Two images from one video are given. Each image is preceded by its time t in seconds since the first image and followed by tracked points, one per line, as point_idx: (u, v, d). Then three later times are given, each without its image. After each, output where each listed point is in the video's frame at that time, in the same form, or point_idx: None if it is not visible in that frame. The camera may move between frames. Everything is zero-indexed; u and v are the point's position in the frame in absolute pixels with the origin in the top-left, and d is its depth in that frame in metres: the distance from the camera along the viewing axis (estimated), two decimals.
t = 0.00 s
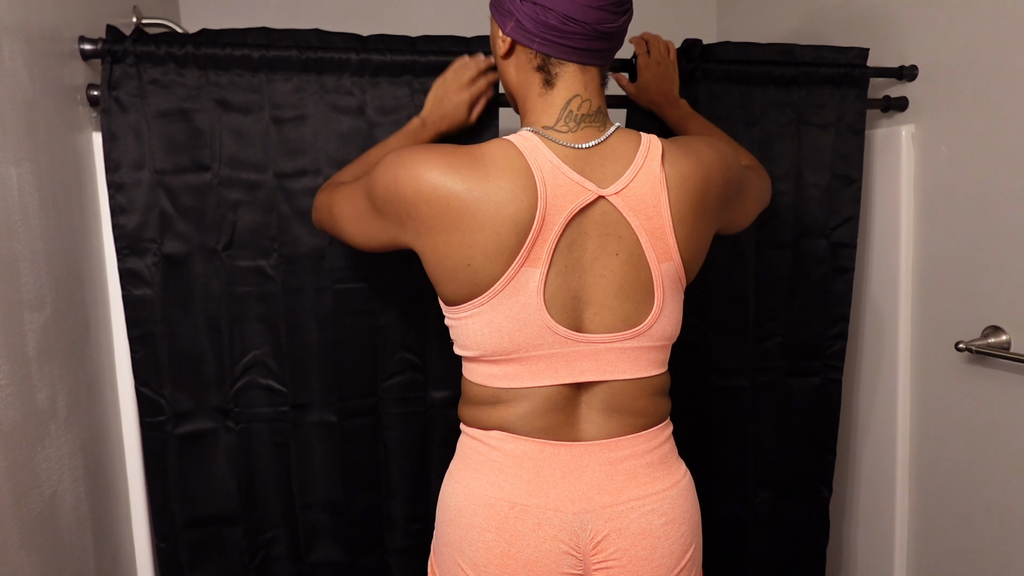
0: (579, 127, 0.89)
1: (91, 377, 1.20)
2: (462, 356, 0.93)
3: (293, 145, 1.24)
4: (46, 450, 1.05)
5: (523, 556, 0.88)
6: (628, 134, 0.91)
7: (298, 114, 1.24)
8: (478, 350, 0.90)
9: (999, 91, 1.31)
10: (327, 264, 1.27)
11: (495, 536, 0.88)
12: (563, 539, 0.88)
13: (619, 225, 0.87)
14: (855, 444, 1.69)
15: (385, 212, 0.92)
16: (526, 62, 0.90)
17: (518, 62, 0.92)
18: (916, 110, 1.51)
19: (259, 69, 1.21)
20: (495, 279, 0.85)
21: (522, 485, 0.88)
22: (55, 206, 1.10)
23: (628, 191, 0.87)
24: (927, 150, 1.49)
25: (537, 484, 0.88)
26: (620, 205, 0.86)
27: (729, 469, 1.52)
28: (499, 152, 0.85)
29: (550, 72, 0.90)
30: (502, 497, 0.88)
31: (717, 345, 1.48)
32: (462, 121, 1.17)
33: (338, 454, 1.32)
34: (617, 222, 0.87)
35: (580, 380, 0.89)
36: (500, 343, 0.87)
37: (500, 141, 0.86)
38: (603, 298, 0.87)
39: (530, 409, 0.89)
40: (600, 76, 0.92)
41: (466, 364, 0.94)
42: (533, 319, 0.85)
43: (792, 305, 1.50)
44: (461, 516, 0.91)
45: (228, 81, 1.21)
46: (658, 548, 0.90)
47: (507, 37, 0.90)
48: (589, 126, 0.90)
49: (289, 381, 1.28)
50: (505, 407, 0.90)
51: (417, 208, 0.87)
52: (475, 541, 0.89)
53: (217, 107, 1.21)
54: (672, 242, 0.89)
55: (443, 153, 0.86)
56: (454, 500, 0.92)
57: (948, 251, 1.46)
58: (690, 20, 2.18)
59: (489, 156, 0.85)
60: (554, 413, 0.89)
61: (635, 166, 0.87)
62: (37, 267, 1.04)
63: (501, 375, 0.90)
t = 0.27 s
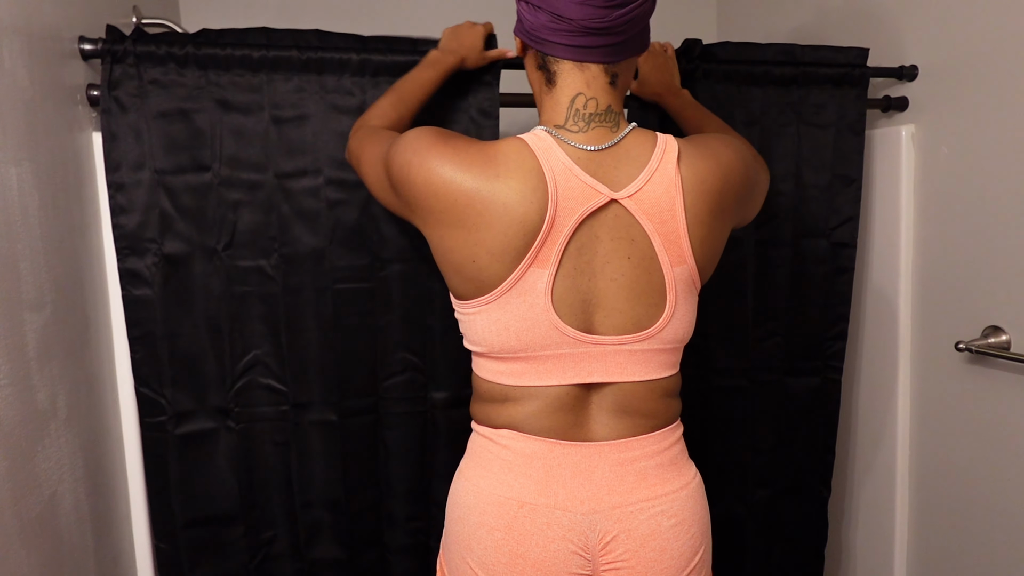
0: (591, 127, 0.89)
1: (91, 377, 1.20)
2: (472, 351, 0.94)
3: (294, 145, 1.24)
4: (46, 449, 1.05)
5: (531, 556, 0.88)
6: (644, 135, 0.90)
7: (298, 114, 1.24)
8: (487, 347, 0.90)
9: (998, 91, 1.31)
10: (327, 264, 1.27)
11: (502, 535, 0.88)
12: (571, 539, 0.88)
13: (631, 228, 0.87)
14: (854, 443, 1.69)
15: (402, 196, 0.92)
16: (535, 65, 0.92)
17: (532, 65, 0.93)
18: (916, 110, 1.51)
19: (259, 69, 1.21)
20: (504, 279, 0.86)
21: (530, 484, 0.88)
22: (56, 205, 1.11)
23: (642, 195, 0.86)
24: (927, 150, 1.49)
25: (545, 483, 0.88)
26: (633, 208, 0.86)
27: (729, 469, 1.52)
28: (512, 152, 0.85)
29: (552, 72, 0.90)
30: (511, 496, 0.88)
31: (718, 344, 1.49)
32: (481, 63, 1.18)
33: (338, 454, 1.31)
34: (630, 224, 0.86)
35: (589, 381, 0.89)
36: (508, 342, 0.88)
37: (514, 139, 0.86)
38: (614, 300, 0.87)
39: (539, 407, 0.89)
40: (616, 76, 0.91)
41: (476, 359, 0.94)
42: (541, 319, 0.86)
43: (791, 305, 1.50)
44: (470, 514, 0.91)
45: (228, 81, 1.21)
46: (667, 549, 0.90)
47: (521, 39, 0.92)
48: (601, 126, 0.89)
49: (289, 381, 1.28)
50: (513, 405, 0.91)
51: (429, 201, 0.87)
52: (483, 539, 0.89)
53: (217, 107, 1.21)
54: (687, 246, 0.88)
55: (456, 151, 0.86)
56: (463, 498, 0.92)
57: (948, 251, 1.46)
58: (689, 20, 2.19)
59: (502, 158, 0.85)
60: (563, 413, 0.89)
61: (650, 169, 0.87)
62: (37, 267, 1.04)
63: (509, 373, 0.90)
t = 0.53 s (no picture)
0: (606, 121, 0.89)
1: (91, 377, 1.20)
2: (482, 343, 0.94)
3: (309, 146, 1.25)
4: (46, 449, 1.05)
5: (533, 558, 0.88)
6: (662, 134, 0.90)
7: (313, 114, 1.24)
8: (494, 338, 0.90)
9: (999, 92, 1.31)
10: (341, 263, 1.28)
11: (505, 536, 0.88)
12: (574, 541, 0.87)
13: (643, 225, 0.86)
14: (857, 443, 1.69)
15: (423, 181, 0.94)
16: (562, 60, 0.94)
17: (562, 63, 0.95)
18: (915, 110, 1.51)
19: (276, 70, 1.22)
20: (513, 268, 0.86)
21: (534, 484, 0.88)
22: (57, 207, 1.11)
23: (657, 192, 0.86)
24: (928, 150, 1.49)
25: (549, 484, 0.88)
26: (648, 205, 0.86)
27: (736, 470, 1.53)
28: (528, 142, 0.86)
29: (572, 62, 0.91)
30: (514, 496, 0.88)
31: (723, 345, 1.49)
32: (522, 55, 1.18)
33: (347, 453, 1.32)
34: (643, 222, 0.86)
35: (594, 378, 0.88)
36: (515, 333, 0.88)
37: (533, 130, 0.87)
38: (625, 298, 0.86)
39: (546, 404, 0.89)
40: (643, 77, 0.91)
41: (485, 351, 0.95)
42: (549, 312, 0.85)
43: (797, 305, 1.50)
44: (472, 513, 0.91)
45: (246, 82, 1.21)
46: (672, 555, 0.89)
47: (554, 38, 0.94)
48: (616, 120, 0.89)
49: (298, 381, 1.29)
50: (520, 401, 0.91)
51: (446, 185, 0.88)
52: (485, 540, 0.89)
53: (233, 109, 1.21)
54: (700, 246, 0.88)
55: (475, 137, 0.87)
56: (467, 498, 0.92)
57: (949, 252, 1.46)
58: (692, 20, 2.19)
59: (518, 147, 0.85)
60: (568, 410, 0.89)
61: (667, 167, 0.87)
62: (37, 267, 1.04)
63: (515, 364, 0.90)
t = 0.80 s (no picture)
0: (649, 120, 0.89)
1: (90, 378, 1.20)
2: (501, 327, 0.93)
3: (310, 146, 1.25)
4: (45, 450, 1.05)
5: (532, 551, 0.86)
6: (704, 139, 0.90)
7: (315, 115, 1.24)
8: (515, 319, 0.89)
9: (998, 91, 1.31)
10: (342, 264, 1.28)
11: (506, 527, 0.86)
12: (577, 537, 0.86)
13: (675, 220, 0.86)
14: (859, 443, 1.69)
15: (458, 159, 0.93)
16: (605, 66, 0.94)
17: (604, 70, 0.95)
18: (916, 110, 1.51)
19: (277, 70, 1.22)
20: (544, 248, 0.85)
21: (540, 477, 0.86)
22: (55, 207, 1.10)
23: (694, 189, 0.86)
24: (928, 150, 1.49)
25: (555, 477, 0.86)
26: (683, 199, 0.86)
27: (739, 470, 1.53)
28: (575, 130, 0.86)
29: (616, 67, 0.91)
30: (519, 486, 0.86)
31: (725, 346, 1.49)
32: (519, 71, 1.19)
33: (353, 454, 1.32)
34: (677, 215, 0.86)
35: (609, 368, 0.87)
36: (537, 314, 0.87)
37: (580, 122, 0.87)
38: (649, 289, 0.86)
39: (559, 392, 0.88)
40: (686, 81, 0.91)
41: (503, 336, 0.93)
42: (574, 296, 0.84)
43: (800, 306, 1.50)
44: (472, 504, 0.89)
45: (246, 82, 1.21)
46: (676, 558, 0.88)
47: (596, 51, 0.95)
48: (659, 120, 0.89)
49: (302, 381, 1.29)
50: (533, 386, 0.89)
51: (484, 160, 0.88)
52: (484, 531, 0.87)
53: (232, 109, 1.21)
54: (730, 246, 0.88)
55: (524, 120, 0.87)
56: (469, 488, 0.90)
57: (948, 252, 1.46)
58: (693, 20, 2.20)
59: (565, 134, 0.85)
60: (581, 402, 0.88)
61: (705, 166, 0.87)
62: (37, 268, 1.04)
63: (532, 348, 0.89)
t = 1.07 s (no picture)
0: (691, 122, 0.95)
1: (90, 377, 1.19)
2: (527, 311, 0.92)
3: (327, 146, 1.26)
4: (46, 450, 1.04)
5: (544, 529, 0.85)
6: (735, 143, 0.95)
7: (333, 115, 1.25)
8: (550, 298, 0.89)
9: (999, 92, 1.32)
10: (359, 264, 1.28)
11: (518, 504, 0.85)
12: (591, 521, 0.85)
13: (713, 216, 0.89)
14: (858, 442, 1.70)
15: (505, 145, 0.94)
16: (642, 80, 1.00)
17: (639, 85, 1.01)
18: (915, 110, 1.52)
19: (297, 70, 1.22)
20: (590, 230, 0.86)
21: (557, 456, 0.85)
22: (55, 208, 1.10)
23: (733, 187, 0.90)
24: (927, 150, 1.50)
25: (573, 457, 0.85)
26: (723, 197, 0.89)
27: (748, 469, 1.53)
28: (627, 126, 0.88)
29: (656, 78, 0.98)
30: (536, 464, 0.85)
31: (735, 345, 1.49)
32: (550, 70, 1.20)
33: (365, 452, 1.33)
34: (716, 211, 0.89)
35: (642, 354, 0.87)
36: (574, 294, 0.86)
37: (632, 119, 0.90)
38: (686, 279, 0.87)
39: (586, 374, 0.87)
40: (720, 95, 0.98)
41: (529, 321, 0.92)
42: (615, 277, 0.85)
43: (808, 306, 1.51)
44: (483, 479, 0.87)
45: (266, 83, 1.22)
46: (687, 552, 0.88)
47: (631, 70, 1.02)
48: (700, 122, 0.95)
49: (315, 381, 1.29)
50: (556, 365, 0.88)
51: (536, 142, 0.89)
52: (494, 506, 0.86)
53: (253, 109, 1.22)
54: (761, 244, 0.92)
55: (577, 109, 0.89)
56: (481, 463, 0.88)
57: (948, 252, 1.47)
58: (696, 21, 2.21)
59: (621, 126, 0.88)
60: (603, 385, 0.87)
61: (743, 166, 0.91)
62: (36, 268, 1.03)
63: (563, 328, 0.88)
